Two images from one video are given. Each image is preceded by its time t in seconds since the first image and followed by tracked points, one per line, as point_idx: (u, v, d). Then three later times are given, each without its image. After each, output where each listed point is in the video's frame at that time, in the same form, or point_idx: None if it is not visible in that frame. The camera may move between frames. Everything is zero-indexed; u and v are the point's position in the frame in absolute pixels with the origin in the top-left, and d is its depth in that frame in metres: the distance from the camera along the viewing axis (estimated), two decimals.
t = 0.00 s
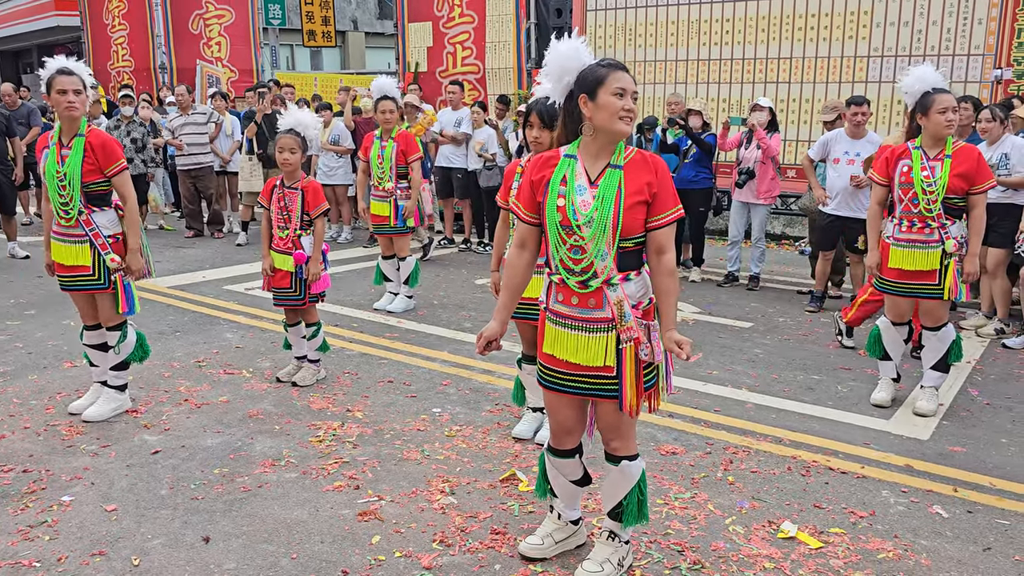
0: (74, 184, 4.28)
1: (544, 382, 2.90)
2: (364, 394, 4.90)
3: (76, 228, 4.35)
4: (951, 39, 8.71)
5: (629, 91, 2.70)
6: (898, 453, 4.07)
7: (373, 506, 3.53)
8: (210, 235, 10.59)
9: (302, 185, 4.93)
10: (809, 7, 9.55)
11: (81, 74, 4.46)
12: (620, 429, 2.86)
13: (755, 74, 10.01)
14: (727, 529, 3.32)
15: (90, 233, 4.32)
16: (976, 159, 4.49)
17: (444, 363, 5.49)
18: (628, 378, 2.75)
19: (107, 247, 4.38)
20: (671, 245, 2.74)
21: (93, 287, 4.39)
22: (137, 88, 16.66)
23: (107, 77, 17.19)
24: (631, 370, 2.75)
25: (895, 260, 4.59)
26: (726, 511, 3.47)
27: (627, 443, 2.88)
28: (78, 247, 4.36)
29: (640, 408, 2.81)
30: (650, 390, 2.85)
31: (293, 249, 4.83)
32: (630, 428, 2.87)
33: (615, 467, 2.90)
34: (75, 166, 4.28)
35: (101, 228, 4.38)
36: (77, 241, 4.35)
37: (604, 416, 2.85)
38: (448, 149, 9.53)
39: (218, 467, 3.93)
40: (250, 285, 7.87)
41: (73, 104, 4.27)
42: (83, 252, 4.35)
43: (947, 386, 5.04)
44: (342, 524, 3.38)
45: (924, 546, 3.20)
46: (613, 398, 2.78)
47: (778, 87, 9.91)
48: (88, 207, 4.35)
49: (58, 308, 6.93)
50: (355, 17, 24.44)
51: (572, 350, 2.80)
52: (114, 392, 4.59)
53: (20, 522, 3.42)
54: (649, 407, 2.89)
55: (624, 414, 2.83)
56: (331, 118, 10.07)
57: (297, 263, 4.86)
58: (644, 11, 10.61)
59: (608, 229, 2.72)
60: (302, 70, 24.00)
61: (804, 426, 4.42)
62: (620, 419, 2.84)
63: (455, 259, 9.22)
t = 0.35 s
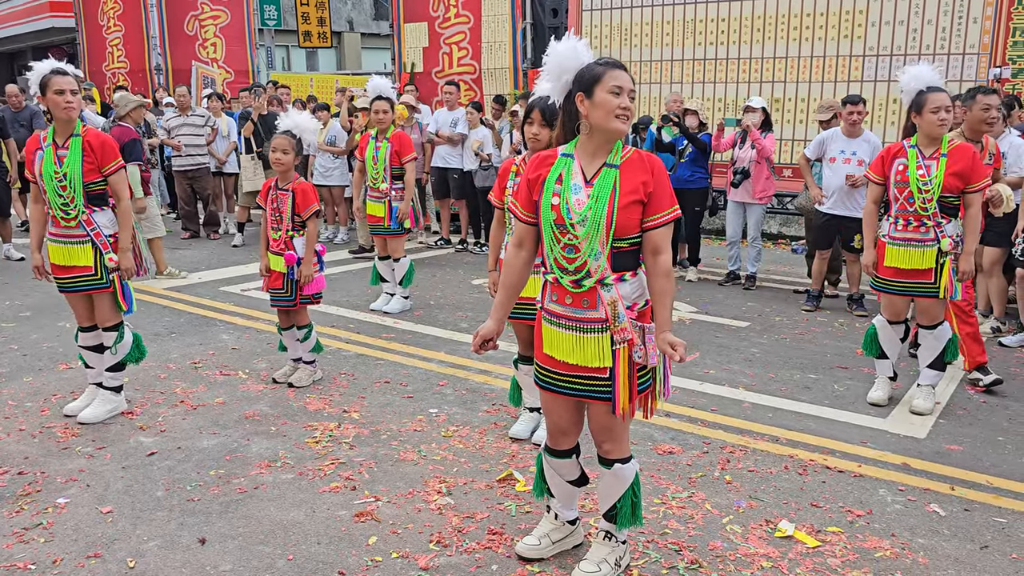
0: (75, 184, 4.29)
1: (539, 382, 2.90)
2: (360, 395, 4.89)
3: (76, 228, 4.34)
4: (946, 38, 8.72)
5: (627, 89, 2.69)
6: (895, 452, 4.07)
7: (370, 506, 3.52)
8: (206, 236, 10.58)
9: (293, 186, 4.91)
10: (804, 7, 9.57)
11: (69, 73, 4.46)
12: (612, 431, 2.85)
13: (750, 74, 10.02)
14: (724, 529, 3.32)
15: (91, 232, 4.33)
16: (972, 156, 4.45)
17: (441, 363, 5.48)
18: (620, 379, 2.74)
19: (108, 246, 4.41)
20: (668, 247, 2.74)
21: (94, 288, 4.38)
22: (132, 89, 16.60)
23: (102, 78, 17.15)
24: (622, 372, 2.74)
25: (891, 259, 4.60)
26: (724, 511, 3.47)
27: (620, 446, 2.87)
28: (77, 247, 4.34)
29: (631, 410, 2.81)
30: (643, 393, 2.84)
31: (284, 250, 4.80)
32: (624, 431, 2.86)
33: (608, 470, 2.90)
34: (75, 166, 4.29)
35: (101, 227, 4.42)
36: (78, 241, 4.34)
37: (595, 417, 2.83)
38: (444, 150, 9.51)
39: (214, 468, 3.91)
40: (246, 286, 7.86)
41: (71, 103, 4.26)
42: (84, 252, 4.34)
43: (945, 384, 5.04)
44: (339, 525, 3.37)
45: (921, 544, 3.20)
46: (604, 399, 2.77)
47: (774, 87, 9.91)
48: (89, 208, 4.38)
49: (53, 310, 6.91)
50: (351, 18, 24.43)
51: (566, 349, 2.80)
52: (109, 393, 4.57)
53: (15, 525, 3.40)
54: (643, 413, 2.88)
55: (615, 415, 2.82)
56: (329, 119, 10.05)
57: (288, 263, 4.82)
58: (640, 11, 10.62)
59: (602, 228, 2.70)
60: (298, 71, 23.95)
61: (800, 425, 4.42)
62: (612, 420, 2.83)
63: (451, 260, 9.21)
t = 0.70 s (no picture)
0: (78, 182, 4.29)
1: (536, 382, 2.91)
2: (360, 394, 4.88)
3: (79, 226, 4.32)
4: (945, 35, 8.71)
5: (623, 87, 2.68)
6: (895, 449, 4.07)
7: (370, 506, 3.52)
8: (205, 236, 10.57)
9: (292, 185, 4.91)
10: (803, 5, 9.55)
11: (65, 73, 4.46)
12: (614, 432, 2.84)
13: (749, 72, 10.01)
14: (725, 527, 3.31)
15: (94, 230, 4.32)
16: (971, 154, 4.45)
17: (440, 362, 5.48)
18: (614, 380, 2.73)
19: (110, 244, 4.41)
20: (663, 246, 2.69)
21: (98, 286, 4.38)
22: (130, 88, 16.57)
23: (100, 78, 17.13)
24: (617, 373, 2.72)
25: (890, 257, 4.60)
26: (724, 509, 3.47)
27: (624, 446, 2.87)
28: (80, 245, 4.32)
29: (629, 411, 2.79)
30: (639, 394, 2.82)
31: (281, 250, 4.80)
32: (626, 432, 2.85)
33: (612, 470, 2.89)
34: (78, 163, 4.29)
35: (103, 226, 4.41)
36: (81, 239, 4.32)
37: (598, 419, 2.83)
38: (443, 149, 9.50)
39: (214, 468, 3.91)
40: (245, 285, 7.85)
41: (74, 100, 4.26)
42: (87, 250, 4.33)
43: (944, 382, 5.03)
44: (338, 525, 3.37)
45: (922, 542, 3.20)
46: (598, 400, 2.76)
47: (772, 85, 9.91)
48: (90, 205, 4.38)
49: (52, 310, 6.90)
50: (349, 17, 24.41)
51: (562, 349, 2.80)
52: (108, 393, 4.56)
53: (14, 525, 3.40)
54: (649, 413, 2.91)
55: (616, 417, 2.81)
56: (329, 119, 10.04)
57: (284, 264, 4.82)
58: (638, 9, 10.61)
59: (594, 227, 2.69)
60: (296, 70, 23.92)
61: (800, 423, 4.42)
62: (615, 423, 2.82)
63: (450, 259, 9.20)
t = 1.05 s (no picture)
0: (75, 179, 4.27)
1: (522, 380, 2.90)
2: (356, 392, 4.88)
3: (76, 223, 4.31)
4: (941, 32, 8.73)
5: (607, 85, 2.67)
6: (891, 446, 4.07)
7: (367, 504, 3.51)
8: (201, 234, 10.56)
9: (286, 181, 4.90)
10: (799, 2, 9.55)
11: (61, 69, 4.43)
12: (605, 430, 2.85)
13: (745, 69, 10.01)
14: (722, 524, 3.32)
15: (92, 227, 4.31)
16: (966, 150, 4.46)
17: (437, 360, 5.48)
18: (597, 379, 2.72)
19: (108, 241, 4.39)
20: (645, 243, 2.67)
21: (96, 285, 4.37)
22: (125, 87, 16.53)
23: (95, 76, 17.08)
24: (604, 371, 2.72)
25: (886, 254, 4.60)
26: (721, 506, 3.47)
27: (616, 443, 2.88)
28: (78, 242, 4.31)
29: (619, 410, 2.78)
30: (624, 393, 2.81)
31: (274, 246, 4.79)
32: (618, 428, 2.86)
33: (605, 467, 2.89)
34: (74, 160, 4.26)
35: (100, 223, 4.38)
36: (78, 237, 4.31)
37: (589, 418, 2.83)
38: (439, 147, 9.49)
39: (210, 467, 3.90)
40: (241, 284, 7.84)
41: (70, 96, 4.24)
42: (85, 247, 4.31)
43: (940, 379, 5.04)
44: (335, 523, 3.36)
45: (918, 539, 3.20)
46: (584, 398, 2.77)
47: (768, 82, 9.91)
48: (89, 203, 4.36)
49: (47, 309, 6.87)
50: (345, 15, 24.39)
51: (545, 347, 2.80)
52: (105, 392, 4.55)
53: (10, 525, 3.38)
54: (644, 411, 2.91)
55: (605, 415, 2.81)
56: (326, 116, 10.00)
57: (281, 261, 4.83)
58: (634, 6, 10.61)
59: (574, 224, 2.69)
60: (292, 68, 23.88)
61: (797, 420, 4.42)
62: (604, 421, 2.83)
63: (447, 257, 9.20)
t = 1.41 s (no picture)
0: (69, 176, 4.25)
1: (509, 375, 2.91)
2: (352, 389, 4.87)
3: (71, 220, 4.30)
4: (936, 29, 8.75)
5: (579, 83, 2.67)
6: (886, 442, 4.09)
7: (363, 501, 3.51)
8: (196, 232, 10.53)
9: (281, 174, 4.90)
10: None
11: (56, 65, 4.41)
12: (577, 427, 2.81)
13: (740, 66, 10.02)
14: (717, 520, 3.32)
15: (86, 224, 4.29)
16: (961, 147, 4.47)
17: (433, 357, 5.47)
18: (577, 372, 2.72)
19: (103, 237, 4.37)
20: (622, 234, 2.68)
21: (91, 282, 4.36)
22: (119, 84, 16.48)
23: (89, 73, 17.02)
24: (578, 362, 2.71)
25: (881, 250, 4.60)
26: (717, 502, 3.47)
27: (591, 442, 2.85)
28: (72, 239, 4.29)
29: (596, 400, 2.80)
30: (605, 385, 2.82)
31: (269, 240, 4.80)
32: (591, 428, 2.83)
33: (583, 466, 2.89)
34: (68, 156, 4.25)
35: (95, 220, 4.37)
36: (72, 233, 4.29)
37: (562, 414, 2.81)
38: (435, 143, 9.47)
39: (206, 464, 3.89)
40: (236, 281, 7.82)
41: (63, 92, 4.22)
42: (80, 244, 4.30)
43: (934, 375, 5.06)
44: (331, 520, 3.36)
45: (913, 534, 3.21)
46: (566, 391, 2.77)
47: (764, 79, 9.92)
48: (83, 199, 4.34)
49: (42, 306, 6.85)
50: (340, 12, 24.34)
51: (527, 341, 2.81)
52: (100, 389, 4.54)
53: (5, 523, 3.38)
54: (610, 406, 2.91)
55: (579, 411, 2.78)
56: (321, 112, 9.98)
57: (276, 254, 4.83)
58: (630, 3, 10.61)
59: (552, 217, 2.69)
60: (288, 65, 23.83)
61: (792, 416, 4.43)
62: (578, 418, 2.79)
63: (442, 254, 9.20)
